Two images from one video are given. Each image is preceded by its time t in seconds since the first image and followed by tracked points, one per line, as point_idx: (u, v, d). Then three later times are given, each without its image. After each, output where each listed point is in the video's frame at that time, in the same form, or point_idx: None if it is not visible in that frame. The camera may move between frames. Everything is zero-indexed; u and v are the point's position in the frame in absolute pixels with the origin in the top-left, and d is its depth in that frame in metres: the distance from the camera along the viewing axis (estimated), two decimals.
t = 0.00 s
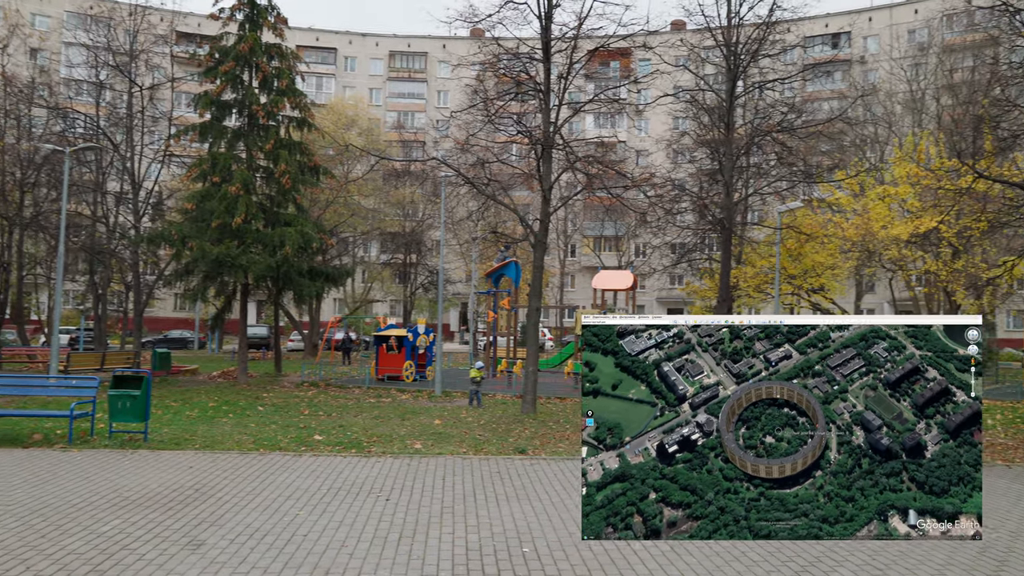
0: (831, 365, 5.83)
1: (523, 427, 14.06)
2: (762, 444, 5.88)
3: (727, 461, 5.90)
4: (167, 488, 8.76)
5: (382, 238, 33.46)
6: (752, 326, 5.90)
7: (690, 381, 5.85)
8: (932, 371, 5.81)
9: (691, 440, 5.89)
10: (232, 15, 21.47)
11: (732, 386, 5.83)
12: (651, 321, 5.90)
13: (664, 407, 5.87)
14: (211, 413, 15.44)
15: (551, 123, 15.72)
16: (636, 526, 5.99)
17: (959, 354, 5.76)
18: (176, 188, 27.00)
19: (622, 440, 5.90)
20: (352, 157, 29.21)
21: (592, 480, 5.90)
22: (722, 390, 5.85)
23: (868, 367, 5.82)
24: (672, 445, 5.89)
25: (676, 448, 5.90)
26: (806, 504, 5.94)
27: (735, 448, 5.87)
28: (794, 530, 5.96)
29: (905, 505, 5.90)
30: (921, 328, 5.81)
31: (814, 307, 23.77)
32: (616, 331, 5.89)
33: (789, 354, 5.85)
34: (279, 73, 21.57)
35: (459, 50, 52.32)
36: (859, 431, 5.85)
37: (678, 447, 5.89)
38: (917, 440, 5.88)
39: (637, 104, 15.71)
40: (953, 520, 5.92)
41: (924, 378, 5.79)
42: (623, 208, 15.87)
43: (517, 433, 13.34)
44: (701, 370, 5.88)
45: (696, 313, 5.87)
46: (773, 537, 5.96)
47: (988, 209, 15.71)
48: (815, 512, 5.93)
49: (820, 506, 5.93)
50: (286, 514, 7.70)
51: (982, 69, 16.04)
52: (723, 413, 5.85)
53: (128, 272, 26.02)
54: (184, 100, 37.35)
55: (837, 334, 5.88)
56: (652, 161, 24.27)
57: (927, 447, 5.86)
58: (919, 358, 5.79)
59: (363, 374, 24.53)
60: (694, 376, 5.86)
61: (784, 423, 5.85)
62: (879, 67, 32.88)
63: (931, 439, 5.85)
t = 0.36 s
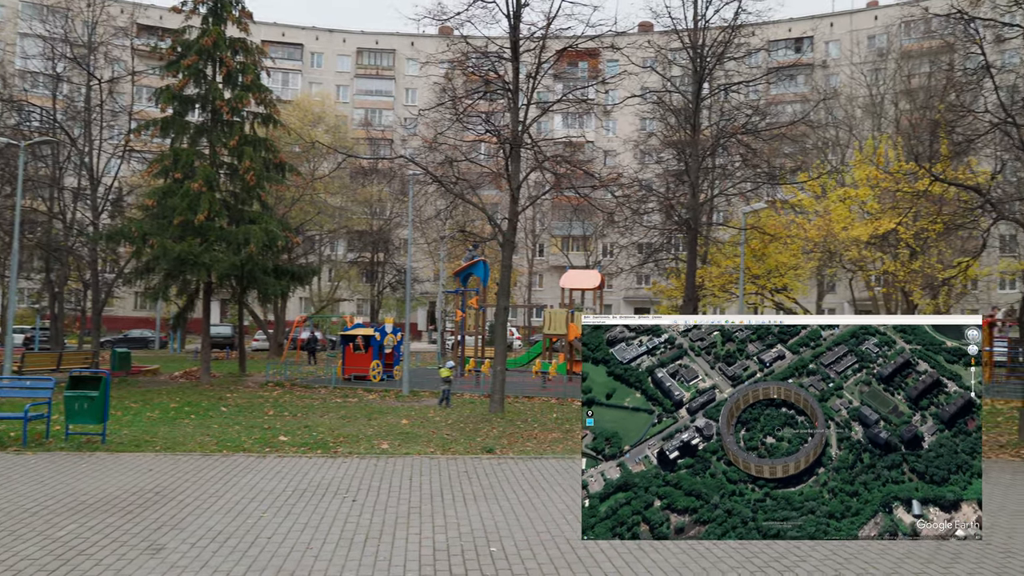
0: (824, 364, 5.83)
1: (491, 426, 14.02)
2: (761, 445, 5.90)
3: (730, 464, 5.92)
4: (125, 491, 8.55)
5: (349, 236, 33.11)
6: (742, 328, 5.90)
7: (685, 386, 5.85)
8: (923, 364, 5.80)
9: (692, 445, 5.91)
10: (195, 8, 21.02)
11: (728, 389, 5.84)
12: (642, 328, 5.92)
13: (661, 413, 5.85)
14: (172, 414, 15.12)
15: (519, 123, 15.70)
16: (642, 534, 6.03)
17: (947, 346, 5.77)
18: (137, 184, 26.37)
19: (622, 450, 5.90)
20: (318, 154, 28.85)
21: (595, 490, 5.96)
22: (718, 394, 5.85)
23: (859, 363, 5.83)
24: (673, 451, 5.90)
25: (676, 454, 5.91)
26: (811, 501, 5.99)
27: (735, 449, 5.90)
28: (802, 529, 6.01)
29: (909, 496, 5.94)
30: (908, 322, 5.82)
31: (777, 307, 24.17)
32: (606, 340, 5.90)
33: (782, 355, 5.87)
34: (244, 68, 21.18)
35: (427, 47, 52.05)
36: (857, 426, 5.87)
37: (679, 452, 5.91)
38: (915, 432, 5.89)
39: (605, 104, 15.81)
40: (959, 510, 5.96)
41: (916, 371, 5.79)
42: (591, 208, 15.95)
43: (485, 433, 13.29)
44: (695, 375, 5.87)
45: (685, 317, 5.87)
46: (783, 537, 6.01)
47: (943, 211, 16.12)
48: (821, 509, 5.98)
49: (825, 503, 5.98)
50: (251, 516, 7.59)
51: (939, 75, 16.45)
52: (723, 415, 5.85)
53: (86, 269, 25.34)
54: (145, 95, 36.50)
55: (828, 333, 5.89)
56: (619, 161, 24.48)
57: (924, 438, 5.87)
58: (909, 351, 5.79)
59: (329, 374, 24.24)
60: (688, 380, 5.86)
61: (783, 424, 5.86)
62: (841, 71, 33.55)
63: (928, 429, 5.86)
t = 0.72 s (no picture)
0: (817, 362, 5.64)
1: (459, 426, 13.98)
2: (761, 446, 5.69)
3: (733, 466, 5.72)
4: (82, 494, 8.33)
5: (316, 235, 32.71)
6: (732, 330, 5.72)
7: (682, 391, 5.67)
8: (914, 357, 5.58)
9: (693, 450, 5.74)
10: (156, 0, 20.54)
11: (724, 392, 5.65)
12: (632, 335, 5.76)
13: (659, 420, 5.69)
14: (132, 415, 14.77)
15: (488, 121, 15.65)
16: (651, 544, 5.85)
17: (935, 338, 5.56)
18: (95, 179, 25.73)
19: (622, 459, 5.75)
20: (284, 151, 28.45)
21: (598, 502, 5.83)
22: (715, 397, 5.67)
23: (851, 359, 5.62)
24: (674, 457, 5.73)
25: (679, 460, 5.74)
26: (817, 498, 5.72)
27: (736, 450, 5.70)
28: (809, 528, 5.74)
29: (912, 486, 5.66)
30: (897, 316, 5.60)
31: (741, 306, 24.52)
32: (596, 349, 5.77)
33: (775, 355, 5.68)
34: (207, 62, 20.77)
35: (395, 45, 51.73)
36: (855, 421, 5.62)
37: (681, 458, 5.73)
38: (911, 424, 5.63)
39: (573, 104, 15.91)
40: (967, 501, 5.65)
41: (907, 364, 5.57)
42: (559, 208, 15.99)
43: (452, 432, 13.24)
44: (690, 380, 5.69)
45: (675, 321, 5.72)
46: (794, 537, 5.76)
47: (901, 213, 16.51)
48: (827, 505, 5.71)
49: (830, 499, 5.71)
50: (213, 518, 7.44)
51: (897, 80, 16.87)
52: (723, 418, 5.68)
53: (41, 267, 24.62)
54: (104, 88, 35.63)
55: (818, 331, 5.72)
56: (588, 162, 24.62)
57: (921, 431, 5.61)
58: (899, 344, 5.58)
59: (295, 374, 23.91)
60: (684, 385, 5.68)
61: (782, 424, 5.64)
62: (803, 75, 34.22)
63: (924, 421, 5.61)
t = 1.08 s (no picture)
0: (811, 361, 5.81)
1: (426, 426, 13.92)
2: (763, 447, 5.81)
3: (736, 468, 5.83)
4: (36, 498, 8.07)
5: (281, 232, 32.26)
6: (725, 333, 5.87)
7: (677, 396, 5.79)
8: (905, 351, 5.79)
9: (695, 455, 5.84)
10: None
11: (721, 395, 5.79)
12: (625, 343, 5.89)
13: (657, 427, 5.79)
14: (90, 417, 14.37)
15: (455, 120, 15.55)
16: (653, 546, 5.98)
17: (923, 332, 5.77)
18: (51, 174, 24.97)
19: (623, 468, 5.83)
20: (248, 147, 27.99)
21: (602, 513, 5.93)
22: (712, 401, 5.80)
23: (844, 356, 5.81)
24: (676, 463, 5.83)
25: (681, 465, 5.84)
26: (822, 495, 5.87)
27: (739, 452, 5.81)
28: (817, 524, 5.90)
29: (913, 478, 5.81)
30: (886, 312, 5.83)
31: (706, 306, 24.83)
32: (588, 359, 5.86)
33: (769, 356, 5.83)
34: (169, 56, 20.32)
35: (363, 42, 51.23)
36: (852, 417, 5.79)
37: (682, 463, 5.84)
38: (907, 417, 5.80)
39: (541, 104, 15.96)
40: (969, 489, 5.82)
41: (899, 358, 5.78)
42: (527, 207, 16.02)
43: (420, 432, 13.19)
44: (686, 384, 5.82)
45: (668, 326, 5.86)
46: (803, 534, 5.90)
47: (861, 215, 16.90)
48: (832, 501, 5.86)
49: (834, 495, 5.85)
50: (174, 522, 7.28)
51: (857, 85, 17.28)
52: (722, 421, 5.80)
53: None
54: (60, 81, 34.65)
55: (810, 331, 5.89)
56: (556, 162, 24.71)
57: (917, 423, 5.79)
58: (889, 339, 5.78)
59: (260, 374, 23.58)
60: (680, 390, 5.81)
61: (780, 424, 5.78)
62: (767, 79, 34.81)
63: (920, 413, 5.78)
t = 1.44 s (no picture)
0: (804, 360, 5.77)
1: (393, 425, 13.85)
2: (764, 447, 5.80)
3: (740, 470, 5.80)
4: None
5: (245, 230, 31.76)
6: (717, 337, 5.84)
7: (673, 402, 5.75)
8: (895, 346, 5.74)
9: (696, 459, 5.81)
10: None
11: (719, 398, 5.75)
12: (617, 351, 5.83)
13: (656, 434, 5.76)
14: (46, 418, 13.99)
15: (423, 118, 15.49)
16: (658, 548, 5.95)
17: (911, 326, 5.71)
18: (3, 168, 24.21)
19: (625, 477, 5.81)
20: (211, 143, 27.49)
21: (608, 523, 5.91)
22: (709, 405, 5.76)
23: (836, 354, 5.76)
24: (678, 469, 5.81)
25: (683, 471, 5.81)
26: (826, 491, 5.85)
27: (741, 455, 5.79)
28: (824, 521, 5.87)
29: (913, 469, 5.78)
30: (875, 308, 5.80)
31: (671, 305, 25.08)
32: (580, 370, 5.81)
33: (762, 357, 5.81)
34: (128, 49, 19.84)
35: (329, 37, 50.68)
36: (850, 413, 5.76)
37: (685, 469, 5.81)
38: (903, 409, 5.77)
39: (509, 104, 15.96)
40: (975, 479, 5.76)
41: (891, 353, 5.73)
42: (494, 206, 16.03)
43: (386, 432, 13.11)
44: (682, 389, 5.78)
45: (659, 333, 5.80)
46: (812, 532, 5.88)
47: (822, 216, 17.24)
48: (837, 497, 5.83)
49: (838, 490, 5.82)
50: (134, 525, 7.14)
51: (818, 89, 17.65)
52: (722, 424, 5.76)
53: None
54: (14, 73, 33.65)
55: (801, 330, 5.84)
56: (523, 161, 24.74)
57: (913, 416, 5.75)
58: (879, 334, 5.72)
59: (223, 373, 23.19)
60: (676, 396, 5.76)
61: (780, 425, 5.76)
62: (731, 82, 35.37)
63: (914, 405, 5.75)
